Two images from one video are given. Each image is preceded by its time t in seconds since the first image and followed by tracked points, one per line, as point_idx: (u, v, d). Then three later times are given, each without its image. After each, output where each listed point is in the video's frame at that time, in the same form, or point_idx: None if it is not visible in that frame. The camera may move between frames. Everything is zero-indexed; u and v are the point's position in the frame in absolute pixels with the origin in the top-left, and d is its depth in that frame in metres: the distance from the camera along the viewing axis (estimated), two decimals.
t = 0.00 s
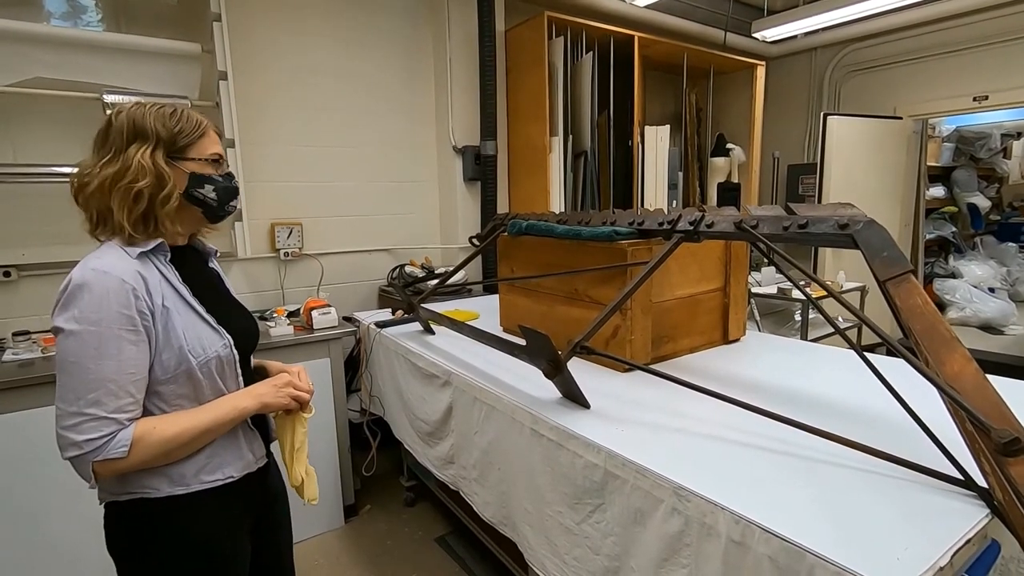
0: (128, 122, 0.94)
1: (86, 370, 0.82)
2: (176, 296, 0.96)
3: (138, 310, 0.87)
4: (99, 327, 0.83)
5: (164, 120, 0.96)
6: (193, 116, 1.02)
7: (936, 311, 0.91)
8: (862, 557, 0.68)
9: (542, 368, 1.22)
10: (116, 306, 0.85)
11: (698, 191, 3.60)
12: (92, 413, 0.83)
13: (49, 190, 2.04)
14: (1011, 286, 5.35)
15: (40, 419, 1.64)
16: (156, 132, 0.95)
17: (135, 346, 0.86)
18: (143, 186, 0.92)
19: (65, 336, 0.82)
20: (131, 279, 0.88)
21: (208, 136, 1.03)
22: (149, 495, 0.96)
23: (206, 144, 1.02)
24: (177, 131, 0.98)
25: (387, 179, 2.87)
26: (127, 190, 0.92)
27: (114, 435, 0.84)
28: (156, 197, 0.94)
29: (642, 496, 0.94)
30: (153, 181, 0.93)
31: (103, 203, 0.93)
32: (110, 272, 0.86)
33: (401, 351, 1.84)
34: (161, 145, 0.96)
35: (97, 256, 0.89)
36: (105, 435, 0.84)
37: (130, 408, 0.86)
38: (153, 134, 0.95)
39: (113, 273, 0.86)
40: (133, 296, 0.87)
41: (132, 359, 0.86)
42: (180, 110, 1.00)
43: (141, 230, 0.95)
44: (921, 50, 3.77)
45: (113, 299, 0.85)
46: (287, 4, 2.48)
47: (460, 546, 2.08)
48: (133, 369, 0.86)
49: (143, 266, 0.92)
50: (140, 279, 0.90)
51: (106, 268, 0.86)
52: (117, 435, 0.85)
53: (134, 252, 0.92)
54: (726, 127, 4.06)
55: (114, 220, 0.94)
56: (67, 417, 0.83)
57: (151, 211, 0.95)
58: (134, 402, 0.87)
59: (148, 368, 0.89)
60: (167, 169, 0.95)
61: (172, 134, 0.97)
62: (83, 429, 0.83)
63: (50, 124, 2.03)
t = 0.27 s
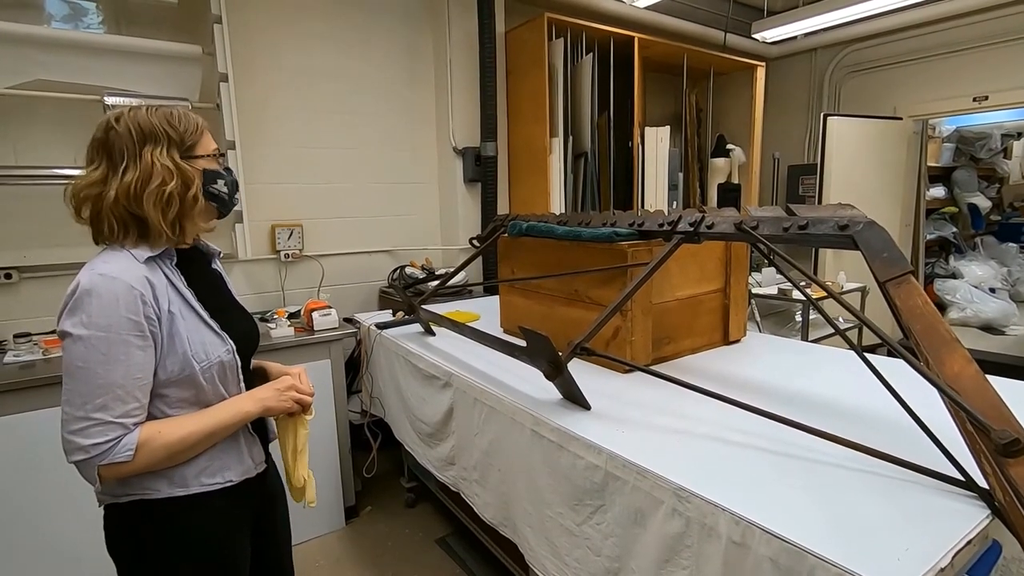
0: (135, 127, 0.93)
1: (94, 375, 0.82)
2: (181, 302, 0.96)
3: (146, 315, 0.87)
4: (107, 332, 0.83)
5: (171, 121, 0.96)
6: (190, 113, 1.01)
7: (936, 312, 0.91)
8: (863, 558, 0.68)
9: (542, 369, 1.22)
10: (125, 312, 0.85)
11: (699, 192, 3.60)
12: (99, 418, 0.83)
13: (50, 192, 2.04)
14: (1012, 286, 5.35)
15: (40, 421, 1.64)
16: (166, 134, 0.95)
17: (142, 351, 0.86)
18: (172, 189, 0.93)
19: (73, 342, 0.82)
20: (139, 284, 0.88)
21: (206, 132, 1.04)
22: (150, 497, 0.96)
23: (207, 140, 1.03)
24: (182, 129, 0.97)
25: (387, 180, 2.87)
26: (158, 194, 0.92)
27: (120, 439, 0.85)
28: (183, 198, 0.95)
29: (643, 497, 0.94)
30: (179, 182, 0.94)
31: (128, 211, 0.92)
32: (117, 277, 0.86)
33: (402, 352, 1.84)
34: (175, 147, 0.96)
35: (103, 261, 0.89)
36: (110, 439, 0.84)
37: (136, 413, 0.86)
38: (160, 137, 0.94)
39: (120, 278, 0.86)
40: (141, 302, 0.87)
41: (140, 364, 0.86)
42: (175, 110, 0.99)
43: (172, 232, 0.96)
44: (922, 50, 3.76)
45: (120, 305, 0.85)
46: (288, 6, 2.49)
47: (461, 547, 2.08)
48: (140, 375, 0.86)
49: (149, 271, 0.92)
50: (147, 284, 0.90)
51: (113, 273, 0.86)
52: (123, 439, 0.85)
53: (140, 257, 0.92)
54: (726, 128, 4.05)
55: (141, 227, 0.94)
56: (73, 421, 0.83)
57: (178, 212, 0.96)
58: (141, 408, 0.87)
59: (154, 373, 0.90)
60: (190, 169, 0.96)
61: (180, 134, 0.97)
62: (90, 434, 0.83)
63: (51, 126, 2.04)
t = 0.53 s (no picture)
0: (137, 128, 0.93)
1: (97, 376, 0.82)
2: (182, 303, 0.96)
3: (148, 316, 0.88)
4: (110, 333, 0.83)
5: (174, 124, 0.96)
6: (191, 115, 1.02)
7: (936, 312, 0.91)
8: (861, 558, 0.69)
9: (542, 370, 1.22)
10: (128, 313, 0.85)
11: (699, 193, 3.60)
12: (102, 418, 0.83)
13: (50, 194, 2.04)
14: (1012, 287, 5.35)
15: (41, 422, 1.64)
16: (169, 136, 0.95)
17: (144, 352, 0.86)
18: (175, 191, 0.94)
19: (75, 341, 0.82)
20: (141, 285, 0.88)
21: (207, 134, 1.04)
22: (150, 497, 0.96)
23: (209, 142, 1.04)
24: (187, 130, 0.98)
25: (387, 182, 2.87)
26: (160, 196, 0.92)
27: (121, 439, 0.85)
28: (184, 200, 0.96)
29: (643, 498, 0.94)
30: (181, 185, 0.95)
31: (129, 212, 0.92)
32: (120, 278, 0.86)
33: (402, 353, 1.84)
34: (177, 149, 0.96)
35: (105, 262, 0.89)
36: (112, 439, 0.84)
37: (138, 413, 0.86)
38: (163, 138, 0.95)
39: (123, 279, 0.86)
40: (143, 303, 0.87)
41: (142, 364, 0.86)
42: (177, 111, 0.99)
43: (174, 233, 0.97)
44: (925, 51, 3.75)
45: (124, 305, 0.85)
46: (289, 8, 2.49)
47: (461, 548, 2.08)
48: (142, 375, 0.86)
49: (151, 273, 0.92)
50: (149, 285, 0.90)
51: (116, 274, 0.86)
52: (125, 439, 0.85)
53: (142, 259, 0.92)
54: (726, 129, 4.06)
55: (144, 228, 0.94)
56: (76, 421, 0.83)
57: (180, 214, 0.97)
58: (143, 407, 0.87)
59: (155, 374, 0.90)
60: (192, 172, 0.97)
61: (183, 136, 0.97)
62: (92, 434, 0.83)
63: (51, 127, 2.04)
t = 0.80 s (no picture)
0: (142, 128, 0.93)
1: (100, 373, 0.83)
2: (184, 302, 0.96)
3: (150, 315, 0.88)
4: (112, 331, 0.83)
5: (178, 124, 0.96)
6: (195, 116, 1.02)
7: (937, 312, 0.90)
8: (862, 558, 0.69)
9: (543, 370, 1.22)
10: (130, 311, 0.85)
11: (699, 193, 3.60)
12: (105, 416, 0.83)
13: (51, 194, 2.05)
14: (1013, 287, 5.34)
15: (41, 421, 1.64)
16: (173, 137, 0.95)
17: (146, 350, 0.86)
18: (178, 191, 0.94)
19: (77, 339, 0.82)
20: (144, 284, 0.88)
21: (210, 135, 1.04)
22: (151, 495, 0.96)
23: (213, 143, 1.04)
24: (191, 131, 0.98)
25: (388, 182, 2.87)
26: (161, 196, 0.92)
27: (123, 437, 0.85)
28: (187, 200, 0.96)
29: (644, 498, 0.94)
30: (184, 185, 0.95)
31: (131, 212, 0.92)
32: (123, 277, 0.86)
33: (402, 353, 1.84)
34: (181, 149, 0.96)
35: (108, 261, 0.89)
36: (114, 437, 0.84)
37: (140, 411, 0.86)
38: (167, 138, 0.94)
39: (126, 278, 0.86)
40: (146, 301, 0.87)
41: (144, 362, 0.86)
42: (183, 112, 0.99)
43: (176, 233, 0.96)
44: (926, 51, 3.75)
45: (127, 303, 0.85)
46: (289, 8, 2.49)
47: (461, 549, 2.08)
48: (144, 373, 0.86)
49: (153, 272, 0.92)
50: (151, 284, 0.90)
51: (119, 273, 0.86)
52: (127, 437, 0.85)
53: (144, 258, 0.92)
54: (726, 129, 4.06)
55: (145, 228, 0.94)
56: (79, 418, 0.83)
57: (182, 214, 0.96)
58: (145, 405, 0.87)
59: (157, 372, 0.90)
60: (195, 172, 0.97)
61: (187, 136, 0.97)
62: (94, 431, 0.83)
63: (52, 127, 2.04)
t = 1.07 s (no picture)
0: (142, 127, 0.93)
1: (100, 371, 0.83)
2: (185, 300, 0.96)
3: (151, 313, 0.87)
4: (113, 329, 0.83)
5: (177, 124, 0.96)
6: (198, 117, 1.02)
7: (938, 311, 0.90)
8: (863, 556, 0.69)
9: (543, 369, 1.21)
10: (131, 309, 0.85)
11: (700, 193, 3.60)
12: (105, 413, 0.83)
13: (51, 193, 2.05)
14: (1014, 287, 5.34)
15: (41, 420, 1.64)
16: (173, 136, 0.95)
17: (147, 348, 0.86)
18: (176, 190, 0.93)
19: (78, 336, 0.82)
20: (145, 282, 0.88)
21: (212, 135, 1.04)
22: (151, 492, 0.96)
23: (214, 143, 1.03)
24: (191, 131, 0.98)
25: (388, 181, 2.87)
26: (160, 195, 0.92)
27: (123, 435, 0.85)
28: (185, 200, 0.96)
29: (645, 497, 0.94)
30: (182, 184, 0.94)
31: (130, 210, 0.92)
32: (124, 275, 0.86)
33: (402, 353, 1.84)
34: (180, 148, 0.96)
35: (110, 259, 0.89)
36: (115, 434, 0.84)
37: (140, 409, 0.86)
38: (167, 138, 0.94)
39: (127, 276, 0.86)
40: (147, 300, 0.87)
41: (144, 360, 0.86)
42: (185, 112, 1.00)
43: (175, 232, 0.96)
44: (926, 51, 3.75)
45: (127, 301, 0.85)
46: (289, 7, 2.49)
47: (462, 548, 2.08)
48: (145, 371, 0.86)
49: (154, 270, 0.92)
50: (152, 282, 0.89)
51: (120, 271, 0.86)
52: (127, 435, 0.85)
53: (145, 256, 0.92)
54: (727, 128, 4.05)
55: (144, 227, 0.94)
56: (80, 415, 0.83)
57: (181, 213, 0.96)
58: (145, 403, 0.87)
59: (157, 370, 0.89)
60: (193, 171, 0.96)
61: (187, 136, 0.97)
62: (95, 429, 0.83)
63: (52, 127, 2.04)
